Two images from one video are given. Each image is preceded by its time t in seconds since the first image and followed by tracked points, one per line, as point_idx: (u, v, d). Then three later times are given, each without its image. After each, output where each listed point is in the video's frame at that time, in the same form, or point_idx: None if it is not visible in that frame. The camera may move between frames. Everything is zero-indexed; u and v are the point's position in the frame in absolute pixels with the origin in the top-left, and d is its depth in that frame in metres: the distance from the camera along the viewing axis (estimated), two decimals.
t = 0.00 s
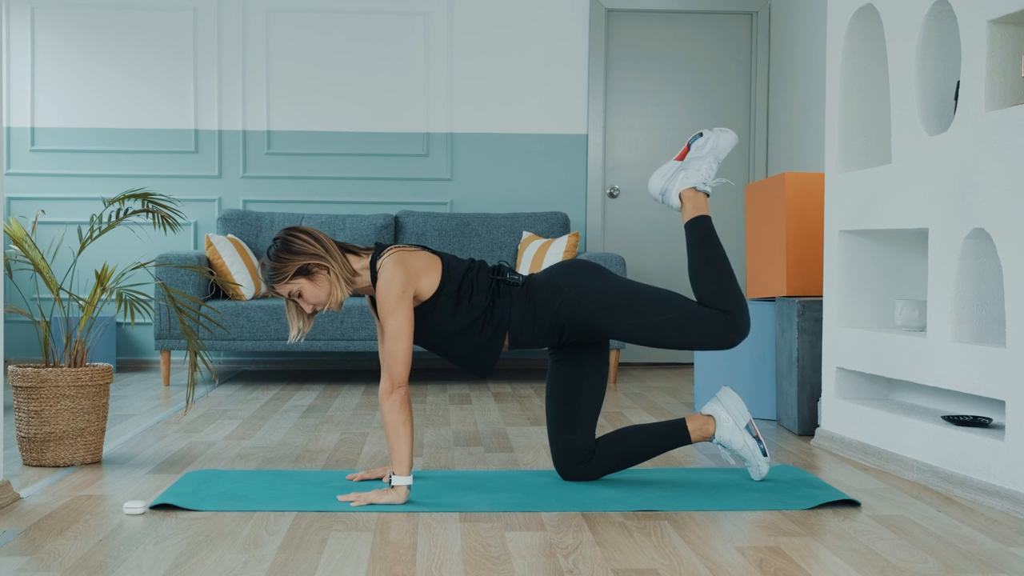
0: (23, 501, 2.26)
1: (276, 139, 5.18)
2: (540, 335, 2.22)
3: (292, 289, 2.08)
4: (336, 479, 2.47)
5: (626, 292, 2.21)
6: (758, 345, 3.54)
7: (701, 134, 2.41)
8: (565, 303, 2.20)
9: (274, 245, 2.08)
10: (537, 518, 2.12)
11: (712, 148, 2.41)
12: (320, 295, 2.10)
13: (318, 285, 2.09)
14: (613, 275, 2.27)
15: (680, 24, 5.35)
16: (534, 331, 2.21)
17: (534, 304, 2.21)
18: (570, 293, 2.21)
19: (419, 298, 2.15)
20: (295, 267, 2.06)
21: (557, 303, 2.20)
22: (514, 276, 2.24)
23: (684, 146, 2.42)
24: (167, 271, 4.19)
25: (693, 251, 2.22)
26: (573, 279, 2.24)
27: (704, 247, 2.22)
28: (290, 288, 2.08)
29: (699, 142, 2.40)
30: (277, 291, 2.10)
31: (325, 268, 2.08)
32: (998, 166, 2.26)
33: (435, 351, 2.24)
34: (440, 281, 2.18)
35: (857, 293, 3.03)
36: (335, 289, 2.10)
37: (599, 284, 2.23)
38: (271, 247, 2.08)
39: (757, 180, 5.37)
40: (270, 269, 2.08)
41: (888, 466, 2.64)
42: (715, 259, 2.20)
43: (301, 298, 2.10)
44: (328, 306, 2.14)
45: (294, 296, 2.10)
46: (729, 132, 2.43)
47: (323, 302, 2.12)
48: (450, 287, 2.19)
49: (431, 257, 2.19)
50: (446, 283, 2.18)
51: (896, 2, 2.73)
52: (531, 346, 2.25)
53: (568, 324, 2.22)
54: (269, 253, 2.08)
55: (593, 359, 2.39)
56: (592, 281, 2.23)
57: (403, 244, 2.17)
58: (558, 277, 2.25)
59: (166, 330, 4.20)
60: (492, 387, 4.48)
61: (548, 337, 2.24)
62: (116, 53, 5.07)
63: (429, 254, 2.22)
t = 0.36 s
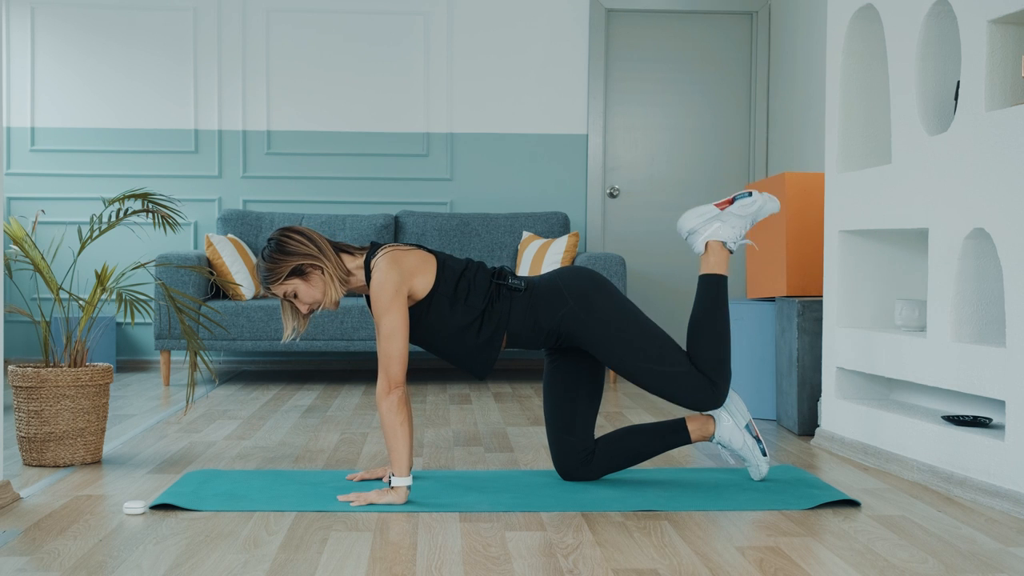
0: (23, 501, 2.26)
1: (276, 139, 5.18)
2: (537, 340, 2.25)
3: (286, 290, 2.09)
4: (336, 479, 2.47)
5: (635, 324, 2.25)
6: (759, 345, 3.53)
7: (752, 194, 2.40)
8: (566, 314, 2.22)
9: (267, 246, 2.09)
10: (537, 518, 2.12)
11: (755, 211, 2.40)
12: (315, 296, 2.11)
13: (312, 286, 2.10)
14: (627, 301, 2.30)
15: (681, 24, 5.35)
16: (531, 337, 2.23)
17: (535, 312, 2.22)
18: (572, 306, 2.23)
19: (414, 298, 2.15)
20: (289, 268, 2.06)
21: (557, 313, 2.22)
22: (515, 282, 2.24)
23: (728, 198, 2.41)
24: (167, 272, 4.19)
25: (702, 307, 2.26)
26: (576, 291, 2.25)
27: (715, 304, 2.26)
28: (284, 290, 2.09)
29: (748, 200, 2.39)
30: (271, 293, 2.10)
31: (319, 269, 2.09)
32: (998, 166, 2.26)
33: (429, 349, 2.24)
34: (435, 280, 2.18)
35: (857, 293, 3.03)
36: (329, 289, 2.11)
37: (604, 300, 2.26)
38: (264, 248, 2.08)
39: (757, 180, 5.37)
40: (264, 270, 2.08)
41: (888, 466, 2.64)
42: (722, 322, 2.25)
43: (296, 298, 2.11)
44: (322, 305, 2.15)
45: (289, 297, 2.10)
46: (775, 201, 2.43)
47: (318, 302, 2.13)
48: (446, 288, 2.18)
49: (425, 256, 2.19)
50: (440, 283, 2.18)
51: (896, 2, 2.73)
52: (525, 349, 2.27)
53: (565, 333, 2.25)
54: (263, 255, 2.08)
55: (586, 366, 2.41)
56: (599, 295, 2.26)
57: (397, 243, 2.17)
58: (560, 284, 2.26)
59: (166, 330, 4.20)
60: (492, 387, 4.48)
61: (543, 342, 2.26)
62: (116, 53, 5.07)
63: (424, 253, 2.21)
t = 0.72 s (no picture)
0: (24, 501, 2.26)
1: (276, 139, 5.18)
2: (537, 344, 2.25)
3: (286, 285, 2.06)
4: (336, 479, 2.47)
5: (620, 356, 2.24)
6: (758, 345, 3.54)
7: (772, 281, 2.41)
8: (566, 319, 2.23)
9: (270, 242, 2.08)
10: (537, 518, 2.12)
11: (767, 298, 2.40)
12: (316, 293, 2.09)
13: (313, 282, 2.08)
14: (628, 325, 2.29)
15: (681, 25, 5.35)
16: (531, 340, 2.23)
17: (536, 314, 2.22)
18: (573, 312, 2.24)
19: (415, 298, 2.15)
20: (292, 262, 2.05)
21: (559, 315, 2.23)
22: (518, 284, 2.23)
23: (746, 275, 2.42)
24: (167, 271, 4.19)
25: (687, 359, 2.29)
26: (579, 296, 2.26)
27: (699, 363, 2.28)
28: (285, 285, 2.06)
29: (764, 283, 2.39)
30: (270, 290, 2.08)
31: (322, 265, 2.08)
32: (998, 165, 2.26)
33: (430, 349, 2.24)
34: (436, 280, 2.18)
35: (857, 293, 3.03)
36: (331, 285, 2.09)
37: (604, 308, 2.27)
38: (267, 244, 2.08)
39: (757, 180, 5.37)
40: (265, 266, 2.06)
41: (888, 466, 2.64)
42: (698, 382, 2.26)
43: (295, 295, 2.08)
44: (321, 306, 2.12)
45: (288, 293, 2.08)
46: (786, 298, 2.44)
47: (317, 300, 2.10)
48: (447, 288, 2.18)
49: (426, 256, 2.19)
50: (442, 283, 2.18)
51: (896, 2, 2.73)
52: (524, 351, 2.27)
53: (563, 337, 2.25)
54: (266, 250, 2.07)
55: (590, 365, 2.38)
56: (601, 303, 2.27)
57: (399, 243, 2.18)
58: (563, 288, 2.27)
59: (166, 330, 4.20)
60: (492, 387, 4.48)
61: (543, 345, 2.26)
62: (116, 53, 5.07)
63: (425, 253, 2.21)
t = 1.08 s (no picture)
0: (23, 501, 2.26)
1: (276, 139, 5.18)
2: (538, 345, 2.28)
3: (294, 278, 2.04)
4: (336, 479, 2.47)
5: (590, 384, 2.27)
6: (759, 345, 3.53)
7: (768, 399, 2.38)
8: (566, 322, 2.26)
9: (278, 237, 2.07)
10: (537, 518, 2.12)
11: (754, 411, 2.37)
12: (322, 288, 2.06)
13: (322, 277, 2.06)
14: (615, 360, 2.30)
15: (680, 25, 5.35)
16: (532, 341, 2.26)
17: (540, 316, 2.24)
18: (573, 315, 2.27)
19: (421, 298, 2.15)
20: (302, 254, 2.04)
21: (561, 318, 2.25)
22: (524, 286, 2.24)
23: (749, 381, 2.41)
24: (167, 271, 4.19)
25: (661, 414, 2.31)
26: (580, 300, 2.28)
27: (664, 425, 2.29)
28: (291, 279, 2.04)
29: (759, 396, 2.37)
30: (278, 284, 2.05)
31: (331, 261, 2.07)
32: (998, 164, 2.26)
33: (434, 348, 2.24)
34: (444, 281, 2.17)
35: (857, 293, 3.03)
36: (338, 281, 2.07)
37: (602, 312, 2.30)
38: (276, 238, 2.07)
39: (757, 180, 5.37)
40: (274, 259, 2.04)
41: (888, 466, 2.64)
42: (648, 440, 2.28)
43: (302, 289, 2.05)
44: (327, 304, 2.09)
45: (295, 287, 2.05)
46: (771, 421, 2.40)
47: (324, 297, 2.08)
48: (455, 289, 2.18)
49: (435, 255, 2.18)
50: (449, 283, 2.18)
51: (896, 2, 2.73)
52: (526, 351, 2.28)
53: (560, 338, 2.28)
54: (275, 244, 2.06)
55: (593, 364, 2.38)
56: (602, 306, 2.30)
57: (408, 242, 2.17)
58: (566, 290, 2.29)
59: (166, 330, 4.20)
60: (492, 387, 4.48)
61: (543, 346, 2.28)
62: (116, 53, 5.07)
63: (434, 251, 2.20)
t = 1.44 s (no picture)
0: (23, 501, 2.26)
1: (276, 139, 5.18)
2: (536, 347, 2.27)
3: (302, 273, 2.03)
4: (336, 479, 2.47)
5: (600, 377, 2.24)
6: (758, 345, 3.53)
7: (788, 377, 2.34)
8: (564, 322, 2.24)
9: (288, 233, 2.08)
10: (537, 518, 2.12)
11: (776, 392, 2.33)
12: (329, 284, 2.06)
13: (330, 272, 2.06)
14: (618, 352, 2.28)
15: (681, 25, 5.35)
16: (530, 343, 2.25)
17: (537, 315, 2.23)
18: (571, 315, 2.25)
19: (423, 299, 2.15)
20: (312, 249, 2.04)
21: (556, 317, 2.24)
22: (521, 286, 2.23)
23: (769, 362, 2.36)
24: (167, 271, 4.19)
25: (678, 402, 2.29)
26: (578, 299, 2.27)
27: (683, 413, 2.28)
28: (300, 273, 2.03)
29: (779, 375, 2.33)
30: (285, 278, 2.04)
31: (340, 258, 2.07)
32: (998, 163, 2.26)
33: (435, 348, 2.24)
34: (444, 283, 2.18)
35: (857, 293, 3.03)
36: (346, 278, 2.07)
37: (601, 311, 2.27)
38: (285, 233, 2.07)
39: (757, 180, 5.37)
40: (283, 253, 2.04)
41: (888, 466, 2.64)
42: (672, 428, 2.26)
43: (309, 284, 2.05)
44: (332, 301, 2.09)
45: (303, 281, 2.04)
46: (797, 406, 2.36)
47: (331, 293, 2.07)
48: (455, 290, 2.18)
49: (436, 257, 2.19)
50: (450, 285, 2.18)
51: (896, 3, 2.73)
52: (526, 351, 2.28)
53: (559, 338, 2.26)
54: (285, 239, 2.06)
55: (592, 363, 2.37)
56: (601, 305, 2.28)
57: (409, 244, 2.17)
58: (563, 290, 2.27)
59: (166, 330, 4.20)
60: (492, 387, 4.48)
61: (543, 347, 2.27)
62: (117, 53, 5.07)
63: (434, 252, 2.21)
